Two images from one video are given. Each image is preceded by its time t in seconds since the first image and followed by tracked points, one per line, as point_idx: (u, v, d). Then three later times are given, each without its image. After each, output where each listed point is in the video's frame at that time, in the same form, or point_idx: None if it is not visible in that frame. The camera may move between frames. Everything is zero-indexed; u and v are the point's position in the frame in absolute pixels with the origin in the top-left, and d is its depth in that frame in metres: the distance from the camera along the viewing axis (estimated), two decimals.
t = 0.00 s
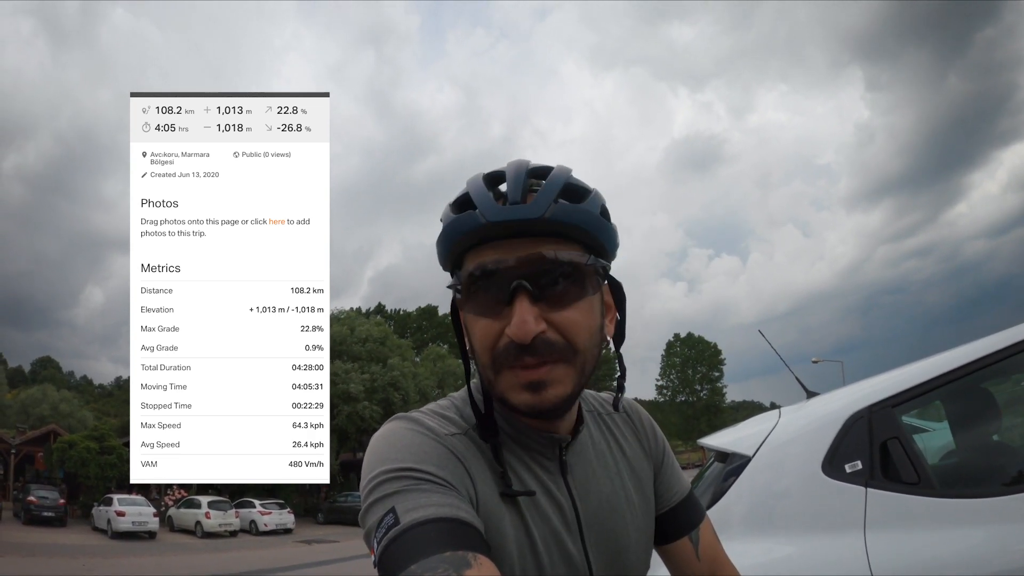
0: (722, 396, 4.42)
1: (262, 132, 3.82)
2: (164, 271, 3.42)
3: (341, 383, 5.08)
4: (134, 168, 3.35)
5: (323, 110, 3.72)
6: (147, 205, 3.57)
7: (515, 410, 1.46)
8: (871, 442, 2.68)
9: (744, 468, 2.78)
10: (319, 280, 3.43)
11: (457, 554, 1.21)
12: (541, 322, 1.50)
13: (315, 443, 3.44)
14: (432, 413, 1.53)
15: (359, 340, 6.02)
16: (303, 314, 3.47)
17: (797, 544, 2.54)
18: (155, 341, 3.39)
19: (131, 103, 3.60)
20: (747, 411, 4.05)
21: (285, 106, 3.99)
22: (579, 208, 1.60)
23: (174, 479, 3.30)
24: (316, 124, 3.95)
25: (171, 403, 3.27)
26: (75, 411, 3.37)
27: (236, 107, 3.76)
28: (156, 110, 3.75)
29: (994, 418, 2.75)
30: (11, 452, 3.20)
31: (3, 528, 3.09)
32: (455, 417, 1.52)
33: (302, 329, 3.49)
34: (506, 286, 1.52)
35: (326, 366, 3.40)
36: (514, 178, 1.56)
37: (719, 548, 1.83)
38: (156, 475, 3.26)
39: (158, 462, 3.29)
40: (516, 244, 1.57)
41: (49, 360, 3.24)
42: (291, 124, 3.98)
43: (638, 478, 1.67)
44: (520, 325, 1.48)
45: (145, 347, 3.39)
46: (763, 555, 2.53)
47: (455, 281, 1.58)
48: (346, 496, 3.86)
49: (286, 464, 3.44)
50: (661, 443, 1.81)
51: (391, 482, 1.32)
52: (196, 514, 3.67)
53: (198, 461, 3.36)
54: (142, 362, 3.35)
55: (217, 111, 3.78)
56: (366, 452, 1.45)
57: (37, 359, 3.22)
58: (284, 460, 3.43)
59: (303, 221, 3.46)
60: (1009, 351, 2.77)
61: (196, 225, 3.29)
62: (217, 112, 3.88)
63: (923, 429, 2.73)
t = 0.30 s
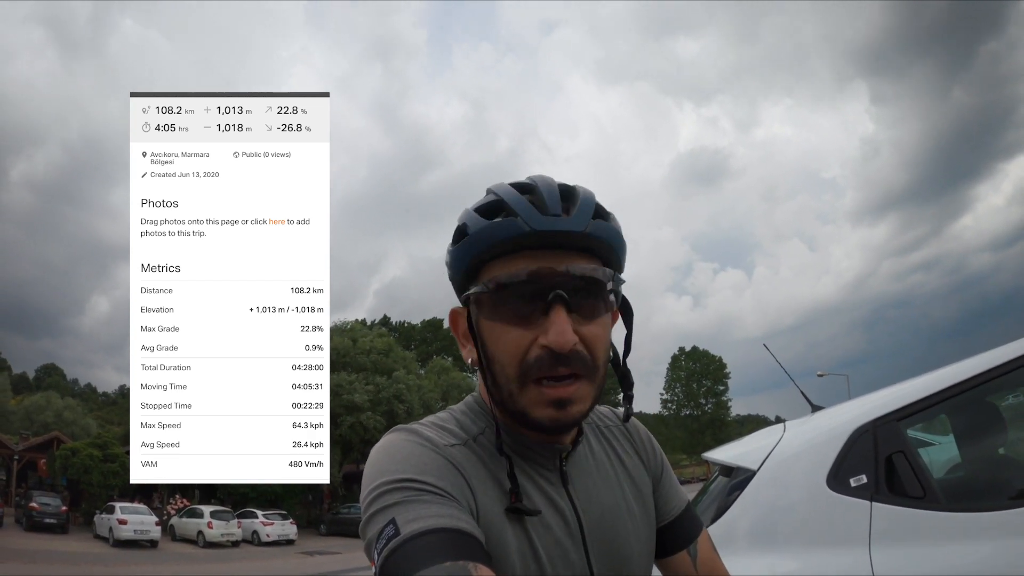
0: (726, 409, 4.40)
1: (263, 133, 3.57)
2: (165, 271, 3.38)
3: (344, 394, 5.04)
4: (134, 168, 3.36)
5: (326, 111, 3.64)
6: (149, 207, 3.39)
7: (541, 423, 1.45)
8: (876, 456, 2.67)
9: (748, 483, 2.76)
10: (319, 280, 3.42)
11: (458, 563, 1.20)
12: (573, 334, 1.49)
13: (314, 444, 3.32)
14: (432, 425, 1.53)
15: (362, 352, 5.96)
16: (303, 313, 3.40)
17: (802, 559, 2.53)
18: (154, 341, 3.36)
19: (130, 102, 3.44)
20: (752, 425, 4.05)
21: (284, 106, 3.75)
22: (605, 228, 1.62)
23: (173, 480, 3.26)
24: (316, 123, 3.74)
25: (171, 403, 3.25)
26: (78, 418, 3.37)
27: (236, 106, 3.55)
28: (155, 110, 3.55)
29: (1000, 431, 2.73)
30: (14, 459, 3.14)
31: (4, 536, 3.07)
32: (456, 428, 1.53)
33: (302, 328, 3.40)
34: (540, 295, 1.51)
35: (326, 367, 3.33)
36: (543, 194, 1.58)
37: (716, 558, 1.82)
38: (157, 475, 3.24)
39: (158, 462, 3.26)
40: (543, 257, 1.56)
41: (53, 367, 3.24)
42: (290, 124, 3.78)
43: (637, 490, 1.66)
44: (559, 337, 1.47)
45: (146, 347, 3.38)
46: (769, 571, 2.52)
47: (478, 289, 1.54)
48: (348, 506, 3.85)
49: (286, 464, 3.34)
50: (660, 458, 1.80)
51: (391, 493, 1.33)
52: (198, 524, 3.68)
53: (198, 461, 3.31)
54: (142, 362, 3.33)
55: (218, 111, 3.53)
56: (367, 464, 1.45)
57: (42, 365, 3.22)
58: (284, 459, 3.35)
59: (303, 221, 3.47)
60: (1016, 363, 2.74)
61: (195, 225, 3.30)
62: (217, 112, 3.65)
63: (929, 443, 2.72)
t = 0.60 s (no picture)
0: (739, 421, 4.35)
1: (263, 133, 3.53)
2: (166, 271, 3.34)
3: (355, 405, 5.01)
4: (133, 168, 3.37)
5: (325, 110, 3.66)
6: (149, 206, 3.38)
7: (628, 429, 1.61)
8: (889, 469, 2.64)
9: (761, 496, 2.74)
10: (319, 279, 3.43)
11: None
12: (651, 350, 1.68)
13: (314, 444, 3.30)
14: (417, 443, 1.55)
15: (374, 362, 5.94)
16: (302, 313, 3.40)
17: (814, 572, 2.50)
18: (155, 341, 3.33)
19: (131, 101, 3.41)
20: (764, 440, 4.02)
21: (284, 106, 3.62)
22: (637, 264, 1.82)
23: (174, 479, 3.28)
24: (317, 123, 3.63)
25: (171, 403, 3.26)
26: (91, 425, 3.31)
27: (235, 105, 3.48)
28: (155, 110, 3.45)
29: (1017, 445, 2.69)
30: (25, 463, 3.24)
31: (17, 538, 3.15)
32: (444, 443, 1.55)
33: (302, 328, 3.38)
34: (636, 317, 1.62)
35: (325, 366, 3.32)
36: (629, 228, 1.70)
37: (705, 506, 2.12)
38: (157, 474, 3.26)
39: (158, 462, 3.27)
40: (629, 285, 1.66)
41: (67, 372, 3.27)
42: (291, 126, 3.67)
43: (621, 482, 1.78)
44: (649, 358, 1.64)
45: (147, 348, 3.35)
46: None
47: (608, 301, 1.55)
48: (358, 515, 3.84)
49: (286, 464, 3.34)
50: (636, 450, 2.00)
51: (382, 512, 1.32)
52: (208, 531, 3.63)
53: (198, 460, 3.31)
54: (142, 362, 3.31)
55: (217, 111, 3.49)
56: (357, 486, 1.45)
57: (55, 371, 3.25)
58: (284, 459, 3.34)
59: (303, 221, 3.47)
60: None
61: (196, 225, 3.34)
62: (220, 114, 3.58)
63: (943, 455, 2.68)
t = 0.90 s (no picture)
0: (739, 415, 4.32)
1: (263, 133, 3.53)
2: (166, 271, 3.34)
3: (356, 400, 5.05)
4: (133, 168, 3.38)
5: (325, 110, 3.66)
6: (149, 207, 3.38)
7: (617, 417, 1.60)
8: (891, 465, 2.63)
9: (762, 491, 2.75)
10: (319, 279, 3.43)
11: None
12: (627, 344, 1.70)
13: (314, 444, 3.30)
14: (417, 439, 1.52)
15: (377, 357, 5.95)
16: (302, 313, 3.40)
17: (816, 566, 2.49)
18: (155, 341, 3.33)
19: (131, 101, 3.42)
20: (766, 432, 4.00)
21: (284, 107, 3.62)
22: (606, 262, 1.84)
23: (175, 479, 3.25)
24: (317, 123, 3.64)
25: (171, 403, 3.24)
26: (94, 421, 3.30)
27: (235, 106, 3.48)
28: (155, 110, 3.46)
29: (1016, 441, 2.71)
30: (28, 460, 3.27)
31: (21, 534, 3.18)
32: (442, 438, 1.52)
33: (302, 328, 3.38)
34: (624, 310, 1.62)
35: (326, 367, 3.32)
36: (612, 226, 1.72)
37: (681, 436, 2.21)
38: (157, 475, 3.23)
39: (158, 462, 3.25)
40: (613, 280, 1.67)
41: (69, 369, 3.26)
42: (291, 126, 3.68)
43: (610, 475, 1.77)
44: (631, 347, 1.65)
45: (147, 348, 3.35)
46: None
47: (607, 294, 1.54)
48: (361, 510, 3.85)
49: (286, 464, 3.33)
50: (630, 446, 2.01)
51: (379, 512, 1.30)
52: (211, 527, 3.61)
53: (198, 461, 3.29)
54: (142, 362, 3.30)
55: (217, 111, 3.50)
56: (354, 484, 1.42)
57: (58, 368, 3.25)
58: (284, 459, 3.33)
59: (304, 221, 3.47)
60: None
61: (196, 225, 3.33)
62: (219, 115, 3.57)
63: (945, 451, 2.68)
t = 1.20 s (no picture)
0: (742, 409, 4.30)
1: (263, 134, 3.54)
2: (166, 271, 3.34)
3: (359, 397, 5.06)
4: (133, 168, 3.37)
5: (325, 110, 3.65)
6: (149, 207, 3.38)
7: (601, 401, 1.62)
8: (895, 462, 2.63)
9: (766, 486, 2.74)
10: (319, 279, 3.43)
11: None
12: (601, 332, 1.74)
13: (314, 444, 3.30)
14: (410, 436, 1.52)
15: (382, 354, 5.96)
16: (302, 313, 3.40)
17: (819, 562, 2.49)
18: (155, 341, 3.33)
19: (131, 101, 3.40)
20: (770, 428, 3.99)
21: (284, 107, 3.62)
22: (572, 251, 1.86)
23: (175, 479, 3.26)
24: (317, 123, 3.64)
25: (171, 403, 3.25)
26: (99, 418, 3.34)
27: (235, 107, 3.47)
28: (155, 110, 3.44)
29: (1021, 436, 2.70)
30: (34, 457, 3.23)
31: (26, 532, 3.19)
32: (435, 435, 1.52)
33: (302, 328, 3.38)
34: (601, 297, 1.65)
35: (326, 367, 3.33)
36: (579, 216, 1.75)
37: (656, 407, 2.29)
38: (156, 475, 3.24)
39: (158, 462, 3.25)
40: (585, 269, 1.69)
41: (73, 367, 3.27)
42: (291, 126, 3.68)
43: (600, 462, 1.78)
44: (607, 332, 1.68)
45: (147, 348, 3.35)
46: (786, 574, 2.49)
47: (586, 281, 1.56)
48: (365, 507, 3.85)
49: (286, 465, 3.35)
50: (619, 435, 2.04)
51: (371, 512, 1.29)
52: (216, 523, 3.67)
53: (198, 461, 3.30)
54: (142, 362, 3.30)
55: (217, 111, 3.50)
56: (347, 485, 1.42)
57: (62, 365, 3.26)
58: (284, 459, 3.35)
59: (304, 221, 3.50)
60: None
61: (196, 226, 3.34)
62: (218, 115, 3.56)
63: (948, 447, 2.68)
